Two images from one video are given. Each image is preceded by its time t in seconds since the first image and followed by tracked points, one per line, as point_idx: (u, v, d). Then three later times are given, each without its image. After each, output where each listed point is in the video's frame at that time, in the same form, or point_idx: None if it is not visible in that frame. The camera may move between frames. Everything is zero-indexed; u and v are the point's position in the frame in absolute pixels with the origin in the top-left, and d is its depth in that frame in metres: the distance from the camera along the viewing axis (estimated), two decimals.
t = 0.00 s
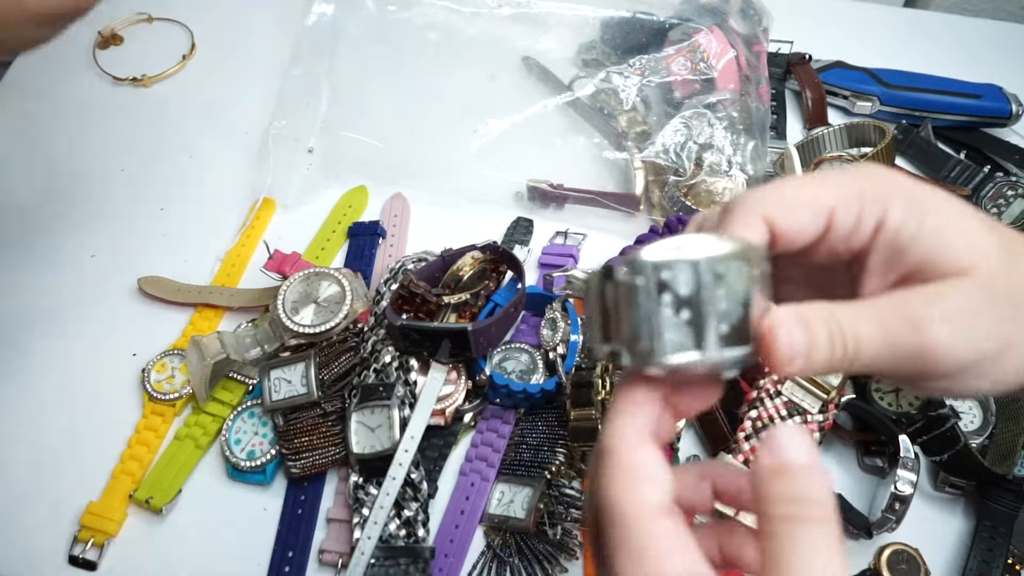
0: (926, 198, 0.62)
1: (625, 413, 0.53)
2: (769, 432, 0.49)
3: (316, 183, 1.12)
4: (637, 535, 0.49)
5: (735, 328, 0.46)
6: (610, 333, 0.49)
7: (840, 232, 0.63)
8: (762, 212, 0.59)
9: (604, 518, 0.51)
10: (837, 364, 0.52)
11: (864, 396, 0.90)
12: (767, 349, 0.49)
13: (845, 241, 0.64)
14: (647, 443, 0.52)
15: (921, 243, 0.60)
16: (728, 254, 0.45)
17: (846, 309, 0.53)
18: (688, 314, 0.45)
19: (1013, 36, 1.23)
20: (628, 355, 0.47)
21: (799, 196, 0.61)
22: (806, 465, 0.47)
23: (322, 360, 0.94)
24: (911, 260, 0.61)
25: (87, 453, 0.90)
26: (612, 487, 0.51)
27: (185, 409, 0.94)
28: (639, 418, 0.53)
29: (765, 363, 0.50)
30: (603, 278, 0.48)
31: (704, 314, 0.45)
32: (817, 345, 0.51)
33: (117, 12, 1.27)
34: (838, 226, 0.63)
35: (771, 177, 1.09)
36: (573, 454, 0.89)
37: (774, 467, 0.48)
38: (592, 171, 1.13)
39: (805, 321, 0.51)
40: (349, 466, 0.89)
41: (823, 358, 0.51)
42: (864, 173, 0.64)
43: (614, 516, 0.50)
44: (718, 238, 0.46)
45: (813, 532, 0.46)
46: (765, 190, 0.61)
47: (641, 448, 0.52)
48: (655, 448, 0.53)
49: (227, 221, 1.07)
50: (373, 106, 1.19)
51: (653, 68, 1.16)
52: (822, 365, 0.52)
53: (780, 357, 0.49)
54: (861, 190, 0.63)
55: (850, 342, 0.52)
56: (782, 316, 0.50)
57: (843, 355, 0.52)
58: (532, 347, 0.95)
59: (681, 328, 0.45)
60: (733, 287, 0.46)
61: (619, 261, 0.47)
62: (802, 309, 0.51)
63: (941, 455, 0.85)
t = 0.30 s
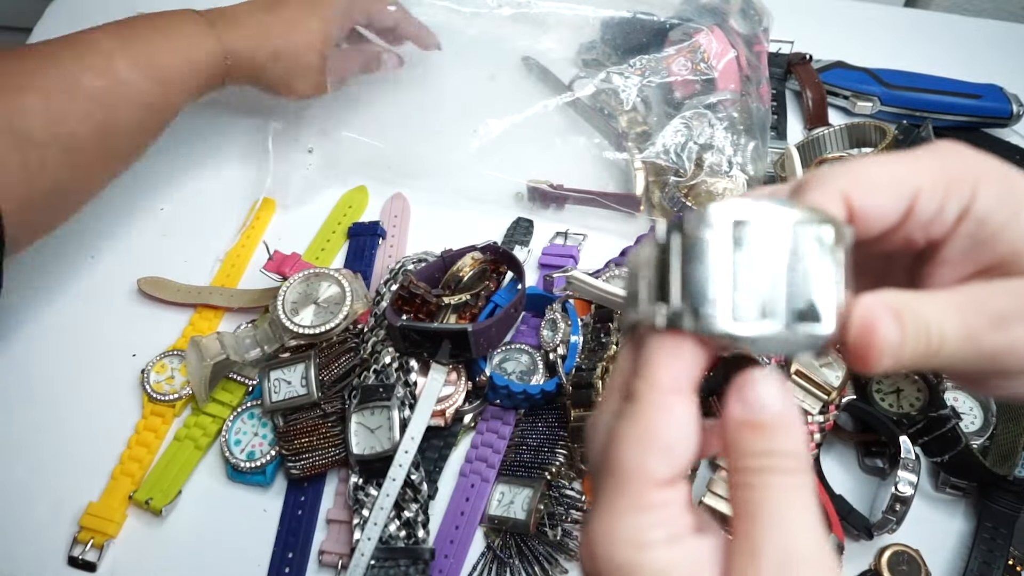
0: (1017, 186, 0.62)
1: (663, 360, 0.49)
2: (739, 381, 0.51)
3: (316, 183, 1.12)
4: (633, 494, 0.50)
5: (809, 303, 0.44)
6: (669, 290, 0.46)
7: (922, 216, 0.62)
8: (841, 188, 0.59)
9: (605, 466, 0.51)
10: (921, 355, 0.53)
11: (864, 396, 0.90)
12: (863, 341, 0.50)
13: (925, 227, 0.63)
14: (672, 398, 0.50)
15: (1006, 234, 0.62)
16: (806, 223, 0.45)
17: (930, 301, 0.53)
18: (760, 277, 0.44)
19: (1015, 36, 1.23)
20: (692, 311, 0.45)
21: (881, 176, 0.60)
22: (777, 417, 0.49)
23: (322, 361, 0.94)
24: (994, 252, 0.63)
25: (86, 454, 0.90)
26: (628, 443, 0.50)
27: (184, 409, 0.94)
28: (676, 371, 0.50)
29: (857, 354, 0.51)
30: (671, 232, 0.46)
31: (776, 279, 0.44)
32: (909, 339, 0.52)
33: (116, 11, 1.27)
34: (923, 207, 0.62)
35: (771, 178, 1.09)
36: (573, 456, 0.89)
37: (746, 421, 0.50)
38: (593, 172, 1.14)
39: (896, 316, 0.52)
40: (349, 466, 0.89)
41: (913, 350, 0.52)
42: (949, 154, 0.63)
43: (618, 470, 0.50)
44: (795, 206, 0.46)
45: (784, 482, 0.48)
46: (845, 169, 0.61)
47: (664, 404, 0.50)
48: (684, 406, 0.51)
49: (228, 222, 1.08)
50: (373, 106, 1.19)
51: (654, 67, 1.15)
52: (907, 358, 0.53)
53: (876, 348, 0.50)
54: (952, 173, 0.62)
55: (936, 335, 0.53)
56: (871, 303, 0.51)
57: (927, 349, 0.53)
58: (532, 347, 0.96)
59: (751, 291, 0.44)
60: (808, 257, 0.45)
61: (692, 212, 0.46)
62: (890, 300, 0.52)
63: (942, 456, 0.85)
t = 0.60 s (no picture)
0: None
1: (673, 357, 0.46)
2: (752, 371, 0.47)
3: (316, 183, 1.12)
4: (641, 495, 0.48)
5: (821, 304, 0.43)
6: (676, 284, 0.44)
7: (932, 213, 0.62)
8: (850, 185, 0.58)
9: (610, 466, 0.50)
10: (929, 358, 0.53)
11: (864, 396, 0.90)
12: (874, 347, 0.51)
13: (935, 224, 0.63)
14: (683, 395, 0.48)
15: (1017, 235, 0.61)
16: (821, 219, 0.44)
17: (939, 305, 0.53)
18: (773, 274, 0.43)
19: (1015, 36, 1.23)
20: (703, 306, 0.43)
21: (890, 174, 0.60)
22: (796, 413, 0.47)
23: (322, 361, 0.94)
24: (1006, 253, 0.62)
25: (87, 453, 0.90)
26: (637, 444, 0.48)
27: (185, 409, 0.94)
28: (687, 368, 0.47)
29: (866, 358, 0.51)
30: (680, 222, 0.44)
31: (790, 277, 0.43)
32: (919, 344, 0.52)
33: (117, 11, 1.27)
34: (932, 205, 0.61)
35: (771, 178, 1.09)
36: (572, 456, 0.89)
37: (759, 417, 0.47)
38: (593, 173, 1.14)
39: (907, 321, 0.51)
40: (350, 466, 0.89)
41: (922, 353, 0.52)
42: (960, 151, 0.63)
43: (626, 472, 0.48)
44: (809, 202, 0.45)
45: (796, 477, 0.47)
46: (855, 166, 0.60)
47: (674, 401, 0.48)
48: (695, 402, 0.48)
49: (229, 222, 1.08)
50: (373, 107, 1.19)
51: (654, 67, 1.16)
52: (917, 364, 0.53)
53: (887, 353, 0.51)
54: (962, 171, 0.61)
55: (943, 339, 0.53)
56: (880, 306, 0.51)
57: (934, 352, 0.53)
58: (532, 347, 0.95)
59: (763, 288, 0.43)
60: (822, 256, 0.44)
61: (703, 202, 0.44)
62: (898, 301, 0.52)
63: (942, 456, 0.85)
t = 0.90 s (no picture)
0: None
1: (678, 353, 0.47)
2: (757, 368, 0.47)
3: (316, 183, 1.12)
4: (643, 493, 0.48)
5: (827, 303, 0.43)
6: (681, 280, 0.44)
7: (938, 212, 0.61)
8: (856, 182, 0.58)
9: (612, 465, 0.49)
10: (928, 356, 0.53)
11: (864, 396, 0.90)
12: (875, 350, 0.51)
13: (941, 222, 0.62)
14: (688, 393, 0.48)
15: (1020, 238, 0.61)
16: (830, 218, 0.43)
17: (941, 304, 0.53)
18: (779, 272, 0.42)
19: (1015, 36, 1.23)
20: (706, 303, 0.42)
21: (896, 172, 0.59)
22: (798, 411, 0.47)
23: (323, 361, 0.94)
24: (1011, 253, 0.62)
25: (87, 453, 0.90)
26: (640, 442, 0.48)
27: (185, 409, 0.94)
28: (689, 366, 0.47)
29: (867, 359, 0.51)
30: (684, 217, 0.44)
31: (797, 276, 0.42)
32: (920, 344, 0.52)
33: (117, 11, 1.27)
34: (939, 204, 0.61)
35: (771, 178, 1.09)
36: (572, 455, 0.89)
37: (761, 416, 0.47)
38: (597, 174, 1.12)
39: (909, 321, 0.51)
40: (350, 466, 0.89)
41: (921, 352, 0.52)
42: (966, 149, 0.63)
43: (629, 470, 0.48)
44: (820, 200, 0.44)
45: (799, 475, 0.47)
46: (862, 163, 0.60)
47: (678, 399, 0.48)
48: (698, 402, 0.48)
49: (229, 222, 1.08)
50: (373, 106, 1.19)
51: (653, 67, 1.16)
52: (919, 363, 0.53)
53: (888, 354, 0.51)
54: (972, 171, 0.61)
55: (944, 339, 0.53)
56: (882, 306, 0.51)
57: (935, 353, 0.53)
58: (532, 347, 0.96)
59: (769, 286, 0.42)
60: (829, 256, 0.43)
61: (709, 197, 0.43)
62: (901, 301, 0.52)
63: (940, 455, 0.86)
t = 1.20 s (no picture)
0: None
1: (683, 348, 0.46)
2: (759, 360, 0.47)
3: (316, 183, 1.12)
4: (644, 487, 0.47)
5: (837, 296, 0.42)
6: (689, 276, 0.43)
7: (943, 201, 0.60)
8: (861, 174, 0.56)
9: (613, 458, 0.48)
10: (931, 344, 0.53)
11: (865, 396, 0.90)
12: (882, 336, 0.50)
13: (943, 212, 0.61)
14: (690, 387, 0.47)
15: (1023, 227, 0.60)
16: (838, 210, 0.42)
17: (943, 293, 0.53)
18: (790, 266, 0.41)
19: (1016, 36, 1.23)
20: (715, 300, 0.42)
21: (903, 162, 0.57)
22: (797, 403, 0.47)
23: (323, 361, 0.94)
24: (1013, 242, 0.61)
25: (86, 454, 0.90)
26: (642, 435, 0.47)
27: (185, 409, 0.94)
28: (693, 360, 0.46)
29: (872, 348, 0.51)
30: (692, 212, 0.43)
31: (806, 270, 0.41)
32: (924, 333, 0.51)
33: (116, 10, 1.27)
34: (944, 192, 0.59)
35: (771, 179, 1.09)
36: (572, 456, 0.89)
37: (760, 408, 0.47)
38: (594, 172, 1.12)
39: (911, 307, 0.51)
40: (350, 466, 0.89)
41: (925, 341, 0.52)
42: (969, 139, 0.62)
43: (630, 464, 0.47)
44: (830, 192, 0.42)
45: (796, 465, 0.47)
46: (869, 151, 0.58)
47: (681, 393, 0.47)
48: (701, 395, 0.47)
49: (229, 221, 1.08)
50: (373, 107, 1.19)
51: (653, 68, 1.16)
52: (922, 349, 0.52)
53: (895, 343, 0.50)
54: (977, 160, 0.60)
55: (947, 328, 0.52)
56: (886, 295, 0.51)
57: (938, 340, 0.53)
58: (532, 347, 0.96)
59: (778, 281, 0.41)
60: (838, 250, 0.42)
61: (718, 190, 0.42)
62: (904, 290, 0.51)
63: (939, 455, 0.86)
